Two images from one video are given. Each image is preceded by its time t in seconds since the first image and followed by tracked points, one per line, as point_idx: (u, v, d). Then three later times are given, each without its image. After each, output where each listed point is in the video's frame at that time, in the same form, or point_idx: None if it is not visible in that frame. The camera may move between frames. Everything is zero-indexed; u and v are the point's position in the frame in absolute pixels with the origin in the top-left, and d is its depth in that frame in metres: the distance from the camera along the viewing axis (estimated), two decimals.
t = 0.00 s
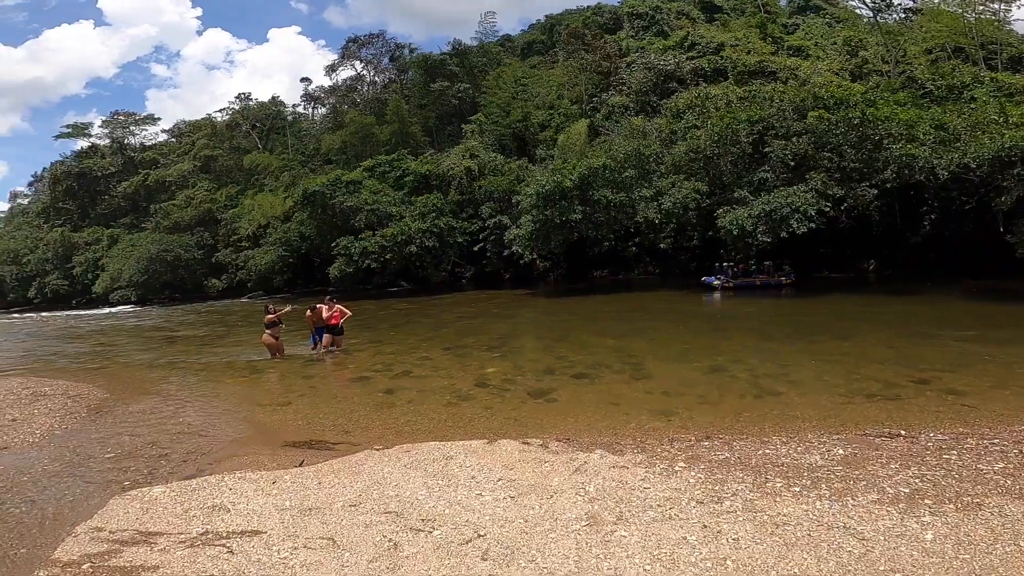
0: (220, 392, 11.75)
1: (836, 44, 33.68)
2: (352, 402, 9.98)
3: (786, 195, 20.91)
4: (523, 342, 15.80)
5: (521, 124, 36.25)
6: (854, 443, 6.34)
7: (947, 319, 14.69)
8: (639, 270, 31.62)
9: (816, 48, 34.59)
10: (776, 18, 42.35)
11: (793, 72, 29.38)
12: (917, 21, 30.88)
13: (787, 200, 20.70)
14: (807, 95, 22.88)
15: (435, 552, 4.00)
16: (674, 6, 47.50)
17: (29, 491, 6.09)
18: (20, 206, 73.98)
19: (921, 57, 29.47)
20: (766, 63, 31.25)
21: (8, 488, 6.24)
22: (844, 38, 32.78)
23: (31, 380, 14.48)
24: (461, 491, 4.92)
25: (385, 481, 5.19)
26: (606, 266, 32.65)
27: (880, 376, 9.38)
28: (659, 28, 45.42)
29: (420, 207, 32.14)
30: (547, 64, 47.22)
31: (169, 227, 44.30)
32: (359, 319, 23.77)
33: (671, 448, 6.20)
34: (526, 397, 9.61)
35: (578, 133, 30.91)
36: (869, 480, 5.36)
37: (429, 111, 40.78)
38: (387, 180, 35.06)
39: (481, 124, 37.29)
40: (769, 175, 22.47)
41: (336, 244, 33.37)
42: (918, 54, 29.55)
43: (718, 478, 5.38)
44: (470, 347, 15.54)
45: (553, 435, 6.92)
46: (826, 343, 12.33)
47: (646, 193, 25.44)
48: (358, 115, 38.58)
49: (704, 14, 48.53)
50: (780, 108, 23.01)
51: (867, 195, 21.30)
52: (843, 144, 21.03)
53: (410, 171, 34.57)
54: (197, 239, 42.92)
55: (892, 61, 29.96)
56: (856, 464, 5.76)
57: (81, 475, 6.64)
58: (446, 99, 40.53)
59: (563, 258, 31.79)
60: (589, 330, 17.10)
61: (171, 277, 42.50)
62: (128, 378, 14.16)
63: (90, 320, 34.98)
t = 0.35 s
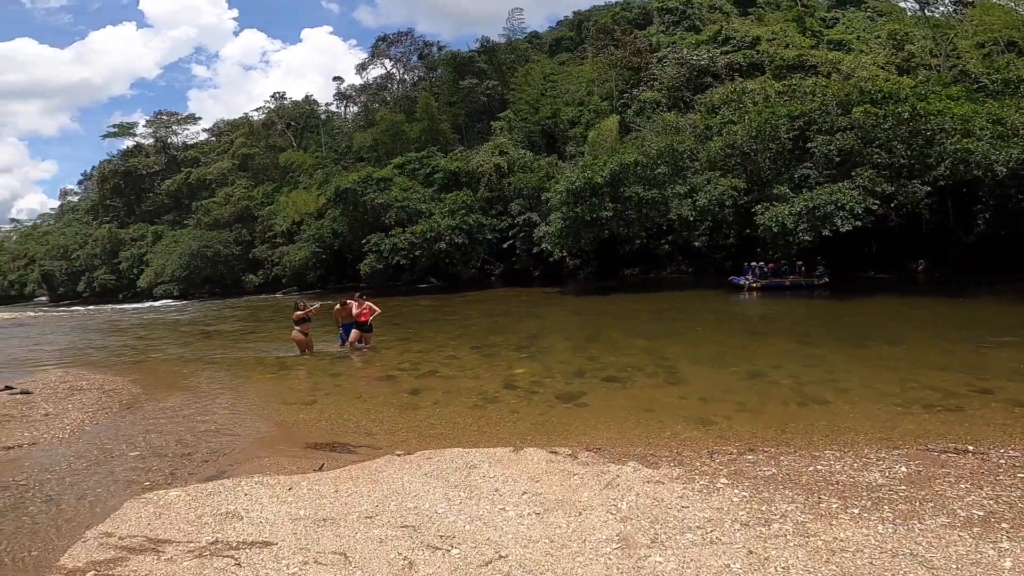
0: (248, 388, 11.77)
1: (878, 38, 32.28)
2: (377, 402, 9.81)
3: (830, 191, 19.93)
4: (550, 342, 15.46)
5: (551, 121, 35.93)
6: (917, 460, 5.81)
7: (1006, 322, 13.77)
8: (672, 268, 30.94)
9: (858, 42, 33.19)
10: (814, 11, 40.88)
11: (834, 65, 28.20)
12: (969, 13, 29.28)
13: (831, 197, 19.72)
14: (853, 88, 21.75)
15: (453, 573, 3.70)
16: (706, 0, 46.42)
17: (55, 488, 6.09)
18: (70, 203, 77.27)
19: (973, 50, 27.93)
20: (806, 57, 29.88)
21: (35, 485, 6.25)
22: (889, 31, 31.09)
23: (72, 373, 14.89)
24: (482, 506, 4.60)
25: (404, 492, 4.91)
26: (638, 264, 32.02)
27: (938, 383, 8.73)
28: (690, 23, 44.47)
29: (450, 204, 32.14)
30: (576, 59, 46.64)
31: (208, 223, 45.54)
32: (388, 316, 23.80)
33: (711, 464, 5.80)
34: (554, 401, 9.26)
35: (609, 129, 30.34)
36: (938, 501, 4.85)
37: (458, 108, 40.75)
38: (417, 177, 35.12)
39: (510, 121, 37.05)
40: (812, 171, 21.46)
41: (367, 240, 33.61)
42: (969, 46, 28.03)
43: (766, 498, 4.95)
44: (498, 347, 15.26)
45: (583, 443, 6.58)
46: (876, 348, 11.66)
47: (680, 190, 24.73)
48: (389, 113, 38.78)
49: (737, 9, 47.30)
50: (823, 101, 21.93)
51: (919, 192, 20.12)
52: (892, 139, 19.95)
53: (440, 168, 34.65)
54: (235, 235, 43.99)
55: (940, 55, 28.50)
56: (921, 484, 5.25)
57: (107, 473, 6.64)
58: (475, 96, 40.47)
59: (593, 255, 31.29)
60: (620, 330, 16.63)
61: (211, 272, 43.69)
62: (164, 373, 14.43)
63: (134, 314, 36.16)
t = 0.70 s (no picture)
0: (277, 385, 11.85)
1: (932, 29, 30.57)
2: (400, 403, 9.66)
3: (883, 187, 18.75)
4: (581, 343, 15.04)
5: (586, 118, 35.54)
6: (985, 481, 5.25)
7: None
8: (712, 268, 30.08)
9: (910, 34, 31.51)
10: (861, 3, 39.16)
11: (884, 57, 26.79)
12: None
13: (885, 193, 18.55)
14: (909, 80, 20.44)
15: None
16: None
17: (74, 484, 6.15)
18: (128, 203, 81.33)
19: None
20: (855, 50, 28.47)
21: (57, 480, 6.33)
22: (943, 25, 29.34)
23: (116, 367, 15.42)
24: (491, 520, 4.30)
25: (411, 501, 4.66)
26: (676, 263, 31.29)
27: (1005, 394, 7.98)
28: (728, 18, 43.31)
29: (484, 203, 32.09)
30: (611, 57, 46.02)
31: (254, 222, 47.07)
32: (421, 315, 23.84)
33: (747, 482, 5.36)
34: (582, 406, 8.88)
35: (645, 126, 29.66)
36: (1010, 528, 4.31)
37: (492, 107, 40.79)
38: (451, 176, 35.21)
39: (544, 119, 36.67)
40: (864, 167, 20.29)
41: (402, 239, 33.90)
42: None
43: (807, 521, 4.49)
44: (527, 347, 14.98)
45: (608, 453, 6.21)
46: (934, 354, 10.84)
47: (720, 187, 23.87)
48: (424, 113, 39.09)
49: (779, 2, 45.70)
50: (875, 94, 20.67)
51: (983, 187, 18.72)
52: (953, 133, 18.64)
53: (474, 167, 34.66)
54: (278, 234, 45.21)
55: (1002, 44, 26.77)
56: (990, 508, 4.70)
57: (127, 469, 6.68)
58: (509, 95, 40.46)
59: (630, 256, 30.67)
60: (655, 332, 16.07)
61: (256, 270, 45.08)
62: (200, 368, 14.76)
63: (183, 310, 37.57)
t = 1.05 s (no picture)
0: (311, 385, 12.05)
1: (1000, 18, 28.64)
2: (429, 407, 9.58)
3: (951, 185, 17.48)
4: (618, 349, 14.64)
5: (627, 118, 34.94)
6: None
7: None
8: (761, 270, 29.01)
9: (976, 24, 29.62)
10: None
11: (947, 49, 25.18)
12: None
13: (954, 192, 17.27)
14: (978, 71, 19.05)
15: None
16: None
17: (106, 483, 6.33)
18: (188, 205, 85.69)
19: None
20: (914, 43, 26.94)
21: (92, 478, 6.54)
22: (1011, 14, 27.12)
23: (166, 364, 16.08)
24: (501, 541, 4.08)
25: (421, 515, 4.50)
26: (723, 265, 30.39)
27: None
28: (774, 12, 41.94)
29: (523, 204, 31.96)
30: (652, 54, 45.25)
31: (303, 223, 48.64)
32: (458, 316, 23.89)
33: (789, 509, 4.94)
34: (614, 417, 8.53)
35: (688, 124, 28.86)
36: None
37: (531, 108, 40.80)
38: (491, 177, 35.24)
39: (583, 119, 35.69)
40: (927, 164, 19.00)
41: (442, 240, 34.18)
42: None
43: (852, 556, 4.07)
44: (562, 352, 14.70)
45: (637, 469, 5.87)
46: (1005, 367, 9.99)
47: (769, 186, 22.87)
48: (464, 114, 39.41)
49: None
50: (940, 87, 19.36)
51: None
52: None
53: (513, 167, 34.60)
54: (325, 234, 46.53)
55: None
56: None
57: (158, 468, 6.85)
58: (547, 95, 40.33)
59: (673, 258, 29.86)
60: (697, 339, 15.47)
61: (304, 269, 46.53)
62: (242, 366, 15.20)
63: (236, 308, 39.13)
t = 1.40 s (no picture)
0: (343, 383, 12.12)
1: None
2: (456, 408, 9.43)
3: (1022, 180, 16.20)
4: (655, 353, 14.15)
5: (665, 116, 34.15)
6: None
7: None
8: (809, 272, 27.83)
9: None
10: None
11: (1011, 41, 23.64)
12: None
13: None
14: None
15: None
16: None
17: (134, 479, 6.44)
18: (238, 205, 89.09)
19: None
20: (975, 35, 25.35)
21: (122, 473, 6.65)
22: None
23: (207, 360, 16.56)
24: (514, 557, 3.82)
25: (434, 524, 4.29)
26: (768, 267, 29.38)
27: None
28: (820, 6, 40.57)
29: (560, 203, 31.62)
30: (692, 50, 44.25)
31: (344, 223, 49.70)
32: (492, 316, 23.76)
33: (841, 532, 4.48)
34: (648, 424, 8.14)
35: (731, 121, 27.99)
36: None
37: (567, 107, 40.63)
38: (527, 177, 35.05)
39: (619, 118, 35.17)
40: (994, 159, 17.76)
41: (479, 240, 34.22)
42: None
43: None
44: (596, 354, 14.32)
45: (671, 482, 5.50)
46: None
47: (818, 184, 21.81)
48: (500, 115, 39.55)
49: None
50: (1006, 79, 18.18)
51: None
52: None
53: (550, 167, 34.33)
54: (365, 234, 47.45)
55: None
56: None
57: (185, 465, 6.93)
58: (583, 94, 40.06)
59: (715, 258, 29.44)
60: (737, 343, 14.83)
61: (346, 268, 47.54)
62: (279, 363, 15.47)
63: (280, 305, 40.29)
